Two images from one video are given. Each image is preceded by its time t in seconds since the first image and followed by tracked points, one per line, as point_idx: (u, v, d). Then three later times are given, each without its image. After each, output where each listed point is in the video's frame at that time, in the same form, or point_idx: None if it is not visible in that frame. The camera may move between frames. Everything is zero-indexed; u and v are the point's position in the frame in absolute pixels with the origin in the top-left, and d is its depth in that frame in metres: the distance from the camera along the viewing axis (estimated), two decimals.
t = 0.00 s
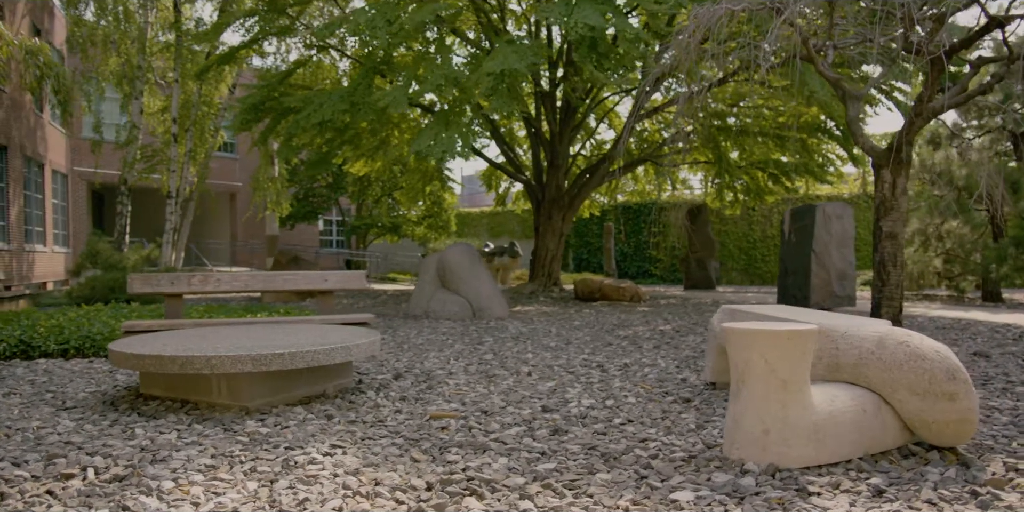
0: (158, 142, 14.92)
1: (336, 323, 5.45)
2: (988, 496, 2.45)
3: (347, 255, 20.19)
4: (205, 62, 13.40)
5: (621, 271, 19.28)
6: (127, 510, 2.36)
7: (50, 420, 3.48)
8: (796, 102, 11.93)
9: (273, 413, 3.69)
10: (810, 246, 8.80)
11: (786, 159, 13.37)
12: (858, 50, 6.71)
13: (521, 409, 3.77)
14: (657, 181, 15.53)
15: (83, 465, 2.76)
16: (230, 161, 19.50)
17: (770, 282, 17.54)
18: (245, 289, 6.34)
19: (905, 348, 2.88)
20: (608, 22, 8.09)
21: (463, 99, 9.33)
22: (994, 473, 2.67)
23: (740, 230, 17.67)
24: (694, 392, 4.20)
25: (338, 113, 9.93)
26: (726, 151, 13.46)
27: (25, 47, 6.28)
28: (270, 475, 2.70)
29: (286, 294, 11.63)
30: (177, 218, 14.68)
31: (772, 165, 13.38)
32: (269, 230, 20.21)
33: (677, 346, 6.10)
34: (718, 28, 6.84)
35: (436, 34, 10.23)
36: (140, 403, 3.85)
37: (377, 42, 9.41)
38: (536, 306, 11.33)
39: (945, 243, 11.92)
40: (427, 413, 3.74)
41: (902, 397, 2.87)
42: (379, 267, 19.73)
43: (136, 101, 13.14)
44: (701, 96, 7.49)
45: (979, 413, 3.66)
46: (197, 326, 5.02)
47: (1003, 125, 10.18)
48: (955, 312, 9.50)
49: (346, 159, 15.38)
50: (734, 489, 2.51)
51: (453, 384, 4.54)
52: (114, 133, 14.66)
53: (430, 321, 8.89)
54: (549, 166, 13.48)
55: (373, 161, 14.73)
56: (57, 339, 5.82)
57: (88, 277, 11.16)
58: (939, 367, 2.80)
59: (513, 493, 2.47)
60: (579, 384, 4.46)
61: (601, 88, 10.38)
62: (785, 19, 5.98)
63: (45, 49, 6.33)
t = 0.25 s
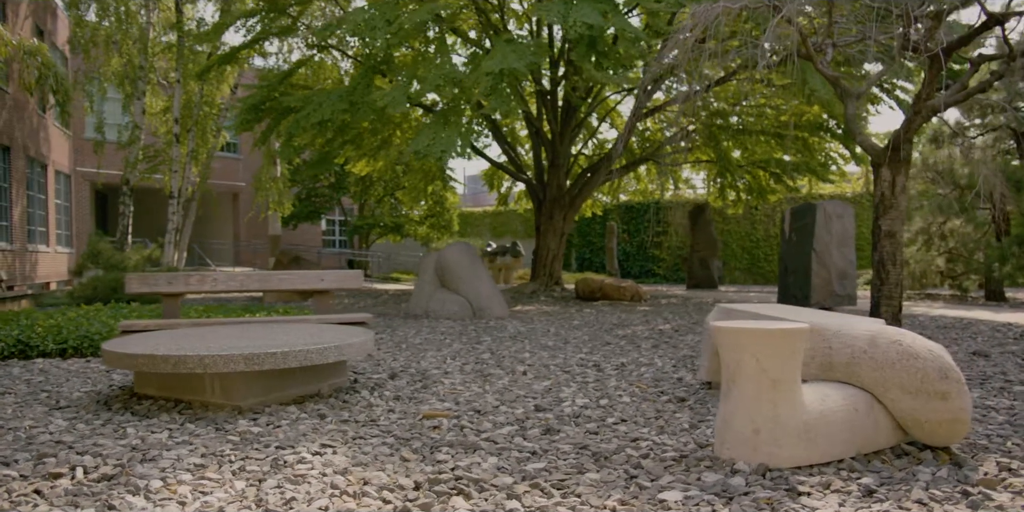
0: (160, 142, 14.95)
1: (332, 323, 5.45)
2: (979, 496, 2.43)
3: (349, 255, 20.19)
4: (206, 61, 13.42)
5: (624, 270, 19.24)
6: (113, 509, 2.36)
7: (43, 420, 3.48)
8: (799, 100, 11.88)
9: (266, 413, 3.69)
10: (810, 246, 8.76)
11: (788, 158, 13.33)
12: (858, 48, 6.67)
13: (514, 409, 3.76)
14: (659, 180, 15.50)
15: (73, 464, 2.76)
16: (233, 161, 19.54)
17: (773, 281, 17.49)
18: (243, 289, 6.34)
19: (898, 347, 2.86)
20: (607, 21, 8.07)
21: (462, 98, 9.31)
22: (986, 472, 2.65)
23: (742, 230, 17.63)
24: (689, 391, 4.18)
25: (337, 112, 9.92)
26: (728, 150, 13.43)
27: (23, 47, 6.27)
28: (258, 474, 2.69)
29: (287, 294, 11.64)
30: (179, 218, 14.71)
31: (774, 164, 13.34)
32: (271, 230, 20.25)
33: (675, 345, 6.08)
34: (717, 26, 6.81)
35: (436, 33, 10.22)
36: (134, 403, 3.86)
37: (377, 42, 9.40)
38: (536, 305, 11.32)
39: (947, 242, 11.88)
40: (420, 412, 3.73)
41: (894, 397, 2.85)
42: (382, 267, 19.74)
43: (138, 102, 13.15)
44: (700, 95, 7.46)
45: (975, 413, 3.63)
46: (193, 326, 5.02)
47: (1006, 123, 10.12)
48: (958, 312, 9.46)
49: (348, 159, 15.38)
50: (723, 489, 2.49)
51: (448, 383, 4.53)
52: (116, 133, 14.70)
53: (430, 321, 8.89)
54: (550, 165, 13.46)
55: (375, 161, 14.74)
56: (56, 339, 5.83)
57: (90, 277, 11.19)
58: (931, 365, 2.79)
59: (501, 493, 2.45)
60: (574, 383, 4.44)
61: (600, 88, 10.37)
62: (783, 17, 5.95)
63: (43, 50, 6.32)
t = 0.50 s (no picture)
0: (161, 142, 14.97)
1: (327, 323, 5.44)
2: (970, 495, 2.41)
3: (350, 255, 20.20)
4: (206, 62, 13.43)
5: (625, 270, 19.21)
6: (98, 509, 2.35)
7: (34, 420, 3.48)
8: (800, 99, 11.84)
9: (258, 412, 3.68)
10: (810, 245, 8.73)
11: (788, 156, 13.28)
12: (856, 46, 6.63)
13: (506, 409, 3.75)
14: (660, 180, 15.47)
15: (61, 464, 2.76)
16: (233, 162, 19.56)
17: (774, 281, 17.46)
18: (240, 289, 6.34)
19: (889, 345, 2.84)
20: (605, 19, 8.06)
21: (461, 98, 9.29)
22: (977, 472, 2.63)
23: (743, 229, 17.60)
24: (684, 391, 4.16)
25: (336, 112, 9.92)
26: (728, 149, 13.39)
27: (20, 47, 6.31)
28: (246, 474, 2.68)
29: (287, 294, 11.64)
30: (180, 219, 14.72)
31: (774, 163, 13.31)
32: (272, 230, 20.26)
33: (672, 344, 6.06)
34: (715, 24, 6.79)
35: (435, 33, 10.20)
36: (126, 403, 3.85)
37: (376, 42, 9.39)
38: (536, 305, 11.31)
39: (949, 240, 11.84)
40: (412, 412, 3.72)
41: (886, 396, 2.83)
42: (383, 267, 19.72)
43: (139, 102, 13.16)
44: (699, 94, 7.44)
45: (969, 412, 3.61)
46: (188, 326, 5.02)
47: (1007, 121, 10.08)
48: (958, 311, 9.42)
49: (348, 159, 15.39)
50: (711, 489, 2.48)
51: (442, 383, 4.51)
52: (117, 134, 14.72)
53: (428, 320, 8.88)
54: (550, 165, 13.43)
55: (375, 161, 14.74)
56: (53, 339, 5.84)
57: (90, 277, 11.20)
58: (923, 365, 2.76)
59: (487, 492, 2.45)
60: (569, 383, 4.42)
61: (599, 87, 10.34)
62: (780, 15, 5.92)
63: (40, 50, 6.36)
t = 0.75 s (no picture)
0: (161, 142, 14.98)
1: (322, 322, 5.43)
2: (958, 495, 2.39)
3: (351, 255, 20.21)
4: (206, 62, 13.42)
5: (625, 269, 19.18)
6: (82, 509, 2.34)
7: (24, 419, 3.48)
8: (799, 98, 11.81)
9: (249, 412, 3.67)
10: (809, 244, 8.70)
11: (788, 156, 13.25)
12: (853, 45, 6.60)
13: (498, 408, 3.73)
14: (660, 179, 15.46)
15: (47, 464, 2.75)
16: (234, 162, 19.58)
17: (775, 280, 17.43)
18: (235, 288, 6.33)
19: (879, 344, 2.82)
20: (602, 18, 8.04)
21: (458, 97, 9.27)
22: (966, 472, 2.62)
23: (743, 228, 17.57)
24: (677, 390, 4.14)
25: (333, 111, 9.91)
26: (728, 148, 13.37)
27: (15, 47, 6.34)
28: (232, 474, 2.68)
29: (286, 294, 11.62)
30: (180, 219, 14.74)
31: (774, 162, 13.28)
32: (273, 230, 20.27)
33: (668, 344, 6.05)
34: (712, 23, 6.76)
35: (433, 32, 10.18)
36: (118, 403, 3.85)
37: (372, 42, 9.38)
38: (535, 304, 11.29)
39: (949, 239, 11.81)
40: (403, 411, 3.71)
41: (875, 395, 2.82)
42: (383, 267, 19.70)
43: (139, 103, 13.16)
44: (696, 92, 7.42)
45: (963, 411, 3.59)
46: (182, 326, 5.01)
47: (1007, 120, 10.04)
48: (957, 310, 9.40)
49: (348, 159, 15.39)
50: (698, 488, 2.46)
51: (435, 383, 4.50)
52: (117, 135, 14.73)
53: (426, 320, 8.88)
54: (549, 164, 13.40)
55: (375, 161, 14.74)
56: (48, 339, 5.84)
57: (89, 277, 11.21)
58: (912, 364, 2.75)
59: (472, 492, 2.44)
60: (562, 382, 4.41)
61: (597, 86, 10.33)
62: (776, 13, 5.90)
63: (35, 50, 6.39)
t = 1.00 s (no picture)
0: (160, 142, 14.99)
1: (315, 322, 5.42)
2: (943, 495, 2.38)
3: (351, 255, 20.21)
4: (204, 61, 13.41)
5: (625, 269, 19.13)
6: (63, 508, 2.33)
7: (13, 419, 3.48)
8: (798, 97, 11.79)
9: (238, 411, 3.67)
10: (806, 243, 8.68)
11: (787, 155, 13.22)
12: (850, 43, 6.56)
13: (487, 407, 3.73)
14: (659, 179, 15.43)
15: (32, 464, 2.75)
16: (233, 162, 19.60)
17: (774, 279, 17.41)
18: (230, 288, 6.32)
19: (866, 342, 2.80)
20: (598, 17, 8.02)
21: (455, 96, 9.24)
22: (953, 471, 2.61)
23: (743, 227, 17.55)
24: (668, 390, 4.13)
25: (331, 111, 9.91)
26: (727, 147, 13.34)
27: (10, 46, 6.39)
28: (217, 472, 2.67)
29: (284, 294, 11.62)
30: (179, 219, 14.75)
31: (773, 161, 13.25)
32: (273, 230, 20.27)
33: (663, 343, 6.04)
34: (709, 21, 6.75)
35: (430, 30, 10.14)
36: (107, 402, 3.85)
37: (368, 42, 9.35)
38: (533, 303, 11.28)
39: (949, 238, 11.79)
40: (392, 411, 3.71)
41: (863, 394, 2.80)
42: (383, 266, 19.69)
43: (138, 103, 13.16)
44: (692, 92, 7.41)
45: (953, 410, 3.58)
46: (174, 325, 5.01)
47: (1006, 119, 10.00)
48: (955, 309, 9.37)
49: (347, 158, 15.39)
50: (682, 488, 2.45)
51: (427, 382, 4.49)
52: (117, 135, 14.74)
53: (422, 319, 8.87)
54: (548, 164, 13.38)
55: (374, 160, 14.73)
56: (42, 338, 5.83)
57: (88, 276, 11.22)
58: (899, 363, 2.73)
59: (455, 491, 2.44)
60: (553, 381, 4.40)
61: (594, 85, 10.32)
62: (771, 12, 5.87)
63: (30, 49, 6.44)
